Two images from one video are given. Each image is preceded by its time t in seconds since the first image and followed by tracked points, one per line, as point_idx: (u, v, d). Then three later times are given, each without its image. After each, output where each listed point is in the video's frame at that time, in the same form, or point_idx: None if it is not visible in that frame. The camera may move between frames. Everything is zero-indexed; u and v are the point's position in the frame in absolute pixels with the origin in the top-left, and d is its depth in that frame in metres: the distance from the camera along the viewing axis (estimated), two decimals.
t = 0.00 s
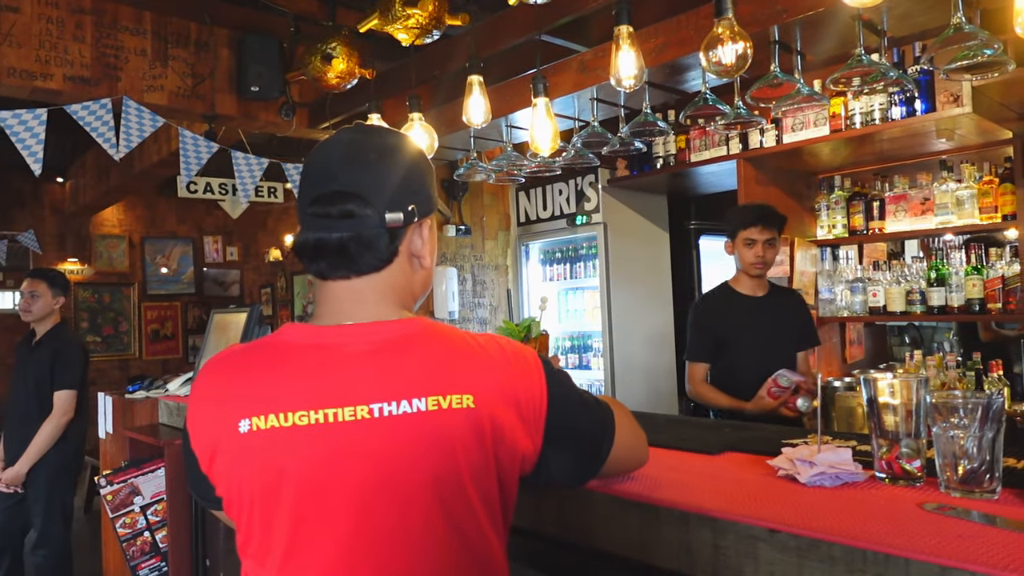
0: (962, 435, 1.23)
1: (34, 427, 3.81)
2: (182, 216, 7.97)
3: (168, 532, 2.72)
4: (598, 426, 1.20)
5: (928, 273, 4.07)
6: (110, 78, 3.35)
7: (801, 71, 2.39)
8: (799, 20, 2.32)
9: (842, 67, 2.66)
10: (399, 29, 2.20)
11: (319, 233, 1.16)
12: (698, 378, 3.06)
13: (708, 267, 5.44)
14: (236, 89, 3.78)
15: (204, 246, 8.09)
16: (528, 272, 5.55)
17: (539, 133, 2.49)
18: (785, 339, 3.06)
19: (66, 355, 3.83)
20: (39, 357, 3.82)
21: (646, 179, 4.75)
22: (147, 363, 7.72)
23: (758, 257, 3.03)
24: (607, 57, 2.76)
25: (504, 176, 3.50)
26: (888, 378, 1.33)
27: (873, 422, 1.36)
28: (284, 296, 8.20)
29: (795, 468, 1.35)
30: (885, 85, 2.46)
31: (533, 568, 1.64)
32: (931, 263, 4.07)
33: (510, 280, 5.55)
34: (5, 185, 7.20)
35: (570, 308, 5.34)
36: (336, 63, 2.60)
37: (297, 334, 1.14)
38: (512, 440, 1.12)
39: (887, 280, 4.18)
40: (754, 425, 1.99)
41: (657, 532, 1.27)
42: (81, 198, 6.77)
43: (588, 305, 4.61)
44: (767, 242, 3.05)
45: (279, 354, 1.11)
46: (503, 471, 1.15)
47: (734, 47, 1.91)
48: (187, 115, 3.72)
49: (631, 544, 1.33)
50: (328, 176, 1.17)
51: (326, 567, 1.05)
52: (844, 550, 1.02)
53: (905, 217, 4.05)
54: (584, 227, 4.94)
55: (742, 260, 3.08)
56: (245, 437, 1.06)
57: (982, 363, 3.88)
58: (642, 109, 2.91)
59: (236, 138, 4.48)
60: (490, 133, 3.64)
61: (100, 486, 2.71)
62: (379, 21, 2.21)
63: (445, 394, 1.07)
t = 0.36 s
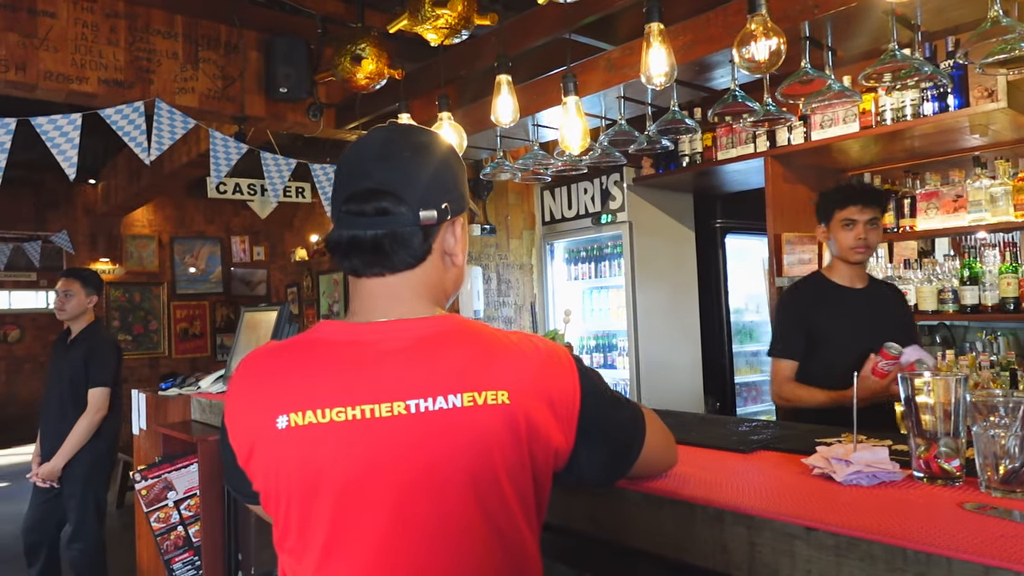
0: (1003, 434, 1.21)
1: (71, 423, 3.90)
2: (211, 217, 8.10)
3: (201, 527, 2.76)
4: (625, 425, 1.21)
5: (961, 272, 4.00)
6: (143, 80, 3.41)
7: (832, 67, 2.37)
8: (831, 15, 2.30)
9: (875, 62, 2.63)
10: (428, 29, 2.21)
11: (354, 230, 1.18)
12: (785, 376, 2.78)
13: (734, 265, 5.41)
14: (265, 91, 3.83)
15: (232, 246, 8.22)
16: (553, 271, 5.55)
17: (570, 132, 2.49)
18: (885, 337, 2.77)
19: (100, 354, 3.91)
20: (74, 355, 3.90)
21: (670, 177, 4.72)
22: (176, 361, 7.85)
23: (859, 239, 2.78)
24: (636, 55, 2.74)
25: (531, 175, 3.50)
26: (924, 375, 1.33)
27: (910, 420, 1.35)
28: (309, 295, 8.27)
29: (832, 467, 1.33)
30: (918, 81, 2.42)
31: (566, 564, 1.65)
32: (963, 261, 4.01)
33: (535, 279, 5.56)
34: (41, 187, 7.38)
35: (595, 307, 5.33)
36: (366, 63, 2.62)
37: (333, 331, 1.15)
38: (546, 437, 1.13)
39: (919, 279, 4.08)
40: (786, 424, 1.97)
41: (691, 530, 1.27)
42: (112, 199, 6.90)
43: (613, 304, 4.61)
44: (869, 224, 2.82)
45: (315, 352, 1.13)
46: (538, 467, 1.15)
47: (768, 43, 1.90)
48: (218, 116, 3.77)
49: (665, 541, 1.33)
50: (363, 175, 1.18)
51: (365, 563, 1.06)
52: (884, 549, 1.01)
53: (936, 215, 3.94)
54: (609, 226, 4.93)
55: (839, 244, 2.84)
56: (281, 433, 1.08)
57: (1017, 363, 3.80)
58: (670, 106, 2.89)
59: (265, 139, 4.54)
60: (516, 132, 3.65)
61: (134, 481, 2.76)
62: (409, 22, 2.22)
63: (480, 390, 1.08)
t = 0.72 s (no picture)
0: None
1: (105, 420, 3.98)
2: (238, 218, 8.21)
3: (235, 523, 2.79)
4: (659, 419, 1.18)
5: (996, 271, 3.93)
6: (177, 83, 3.47)
7: (866, 63, 2.35)
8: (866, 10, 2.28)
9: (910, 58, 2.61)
10: (460, 28, 2.22)
11: (383, 226, 1.19)
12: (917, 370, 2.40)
13: (761, 265, 5.37)
14: (294, 92, 3.88)
15: (258, 246, 8.33)
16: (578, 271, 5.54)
17: (603, 133, 2.50)
18: None
19: (133, 352, 3.98)
20: (106, 352, 3.98)
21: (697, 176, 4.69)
22: (204, 360, 7.96)
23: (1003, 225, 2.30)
24: (668, 53, 2.73)
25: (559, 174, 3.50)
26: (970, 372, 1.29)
27: (953, 417, 1.34)
28: (335, 295, 8.33)
29: (873, 464, 1.32)
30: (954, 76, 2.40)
31: (603, 560, 1.67)
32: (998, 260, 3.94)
33: (560, 279, 5.55)
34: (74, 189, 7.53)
35: (621, 307, 5.31)
36: (397, 64, 2.65)
37: (366, 329, 1.16)
38: (580, 430, 1.12)
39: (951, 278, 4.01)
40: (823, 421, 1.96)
41: (732, 525, 1.27)
42: (142, 200, 7.02)
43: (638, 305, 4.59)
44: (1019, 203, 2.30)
45: (348, 350, 1.14)
46: (574, 461, 1.15)
47: (806, 39, 1.90)
48: (249, 118, 3.82)
49: (704, 537, 1.33)
50: (393, 171, 1.20)
51: (403, 559, 1.07)
52: (931, 545, 1.01)
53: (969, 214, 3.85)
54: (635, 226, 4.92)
55: (983, 231, 2.36)
56: (317, 432, 1.09)
57: None
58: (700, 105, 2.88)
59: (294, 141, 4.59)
60: (544, 132, 3.66)
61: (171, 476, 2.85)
62: (441, 22, 2.24)
63: (512, 385, 1.08)
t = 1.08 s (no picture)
0: None
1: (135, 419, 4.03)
2: (262, 219, 8.31)
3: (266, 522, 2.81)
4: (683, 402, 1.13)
5: None
6: (207, 86, 3.52)
7: (901, 62, 2.32)
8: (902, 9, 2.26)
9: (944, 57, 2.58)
10: (491, 30, 2.23)
11: (392, 233, 1.17)
12: (975, 376, 2.36)
13: (786, 266, 5.34)
14: (322, 95, 3.91)
15: (281, 248, 8.43)
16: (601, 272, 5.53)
17: (638, 133, 2.52)
18: None
19: (161, 353, 4.03)
20: (135, 352, 4.04)
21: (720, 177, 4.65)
22: (227, 360, 8.04)
23: None
24: (696, 54, 2.80)
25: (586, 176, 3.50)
26: (1015, 373, 1.29)
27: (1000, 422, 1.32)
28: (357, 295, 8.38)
29: (919, 468, 1.31)
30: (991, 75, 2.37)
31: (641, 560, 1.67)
32: None
33: (584, 280, 5.54)
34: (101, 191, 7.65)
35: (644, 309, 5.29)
36: (427, 66, 2.67)
37: (379, 335, 1.15)
38: (598, 425, 1.10)
39: (982, 280, 3.93)
40: (859, 423, 1.95)
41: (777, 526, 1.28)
42: (168, 202, 7.12)
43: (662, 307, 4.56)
44: None
45: (362, 357, 1.13)
46: (594, 458, 1.12)
47: (848, 39, 1.89)
48: (277, 120, 3.86)
49: (747, 536, 1.34)
50: (398, 178, 1.17)
51: (427, 564, 1.06)
52: (982, 548, 1.00)
53: (1000, 214, 3.81)
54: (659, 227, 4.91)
55: None
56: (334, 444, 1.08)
57: None
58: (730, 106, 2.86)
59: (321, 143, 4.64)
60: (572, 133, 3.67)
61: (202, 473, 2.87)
62: (472, 23, 2.25)
63: (525, 383, 1.06)
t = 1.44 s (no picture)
0: None
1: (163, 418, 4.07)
2: (282, 221, 8.39)
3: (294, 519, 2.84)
4: (697, 423, 0.98)
5: None
6: (237, 88, 3.55)
7: (940, 62, 2.30)
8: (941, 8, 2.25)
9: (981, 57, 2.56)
10: (526, 31, 2.23)
11: (438, 247, 1.15)
12: None
13: (811, 267, 5.29)
14: (348, 96, 3.94)
15: (301, 249, 8.52)
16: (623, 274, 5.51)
17: (676, 130, 2.50)
18: None
19: (188, 353, 4.06)
20: (162, 352, 4.07)
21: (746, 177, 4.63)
22: (248, 360, 8.09)
23: None
24: (729, 54, 2.79)
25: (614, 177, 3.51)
26: None
27: None
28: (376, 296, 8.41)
29: (971, 470, 1.30)
30: None
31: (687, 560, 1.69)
32: None
33: (606, 282, 5.53)
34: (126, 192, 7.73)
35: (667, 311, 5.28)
36: (459, 68, 2.67)
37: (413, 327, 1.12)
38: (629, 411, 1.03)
39: (1013, 283, 3.88)
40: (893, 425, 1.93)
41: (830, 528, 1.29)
42: (191, 203, 7.18)
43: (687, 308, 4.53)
44: None
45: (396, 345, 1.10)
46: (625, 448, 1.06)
47: (898, 37, 1.88)
48: (304, 121, 3.89)
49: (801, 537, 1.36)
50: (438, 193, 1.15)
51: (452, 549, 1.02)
52: None
53: None
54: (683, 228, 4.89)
55: None
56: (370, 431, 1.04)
57: None
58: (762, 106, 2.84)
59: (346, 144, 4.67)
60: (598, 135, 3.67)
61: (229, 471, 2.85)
62: (505, 24, 2.25)
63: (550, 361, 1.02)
